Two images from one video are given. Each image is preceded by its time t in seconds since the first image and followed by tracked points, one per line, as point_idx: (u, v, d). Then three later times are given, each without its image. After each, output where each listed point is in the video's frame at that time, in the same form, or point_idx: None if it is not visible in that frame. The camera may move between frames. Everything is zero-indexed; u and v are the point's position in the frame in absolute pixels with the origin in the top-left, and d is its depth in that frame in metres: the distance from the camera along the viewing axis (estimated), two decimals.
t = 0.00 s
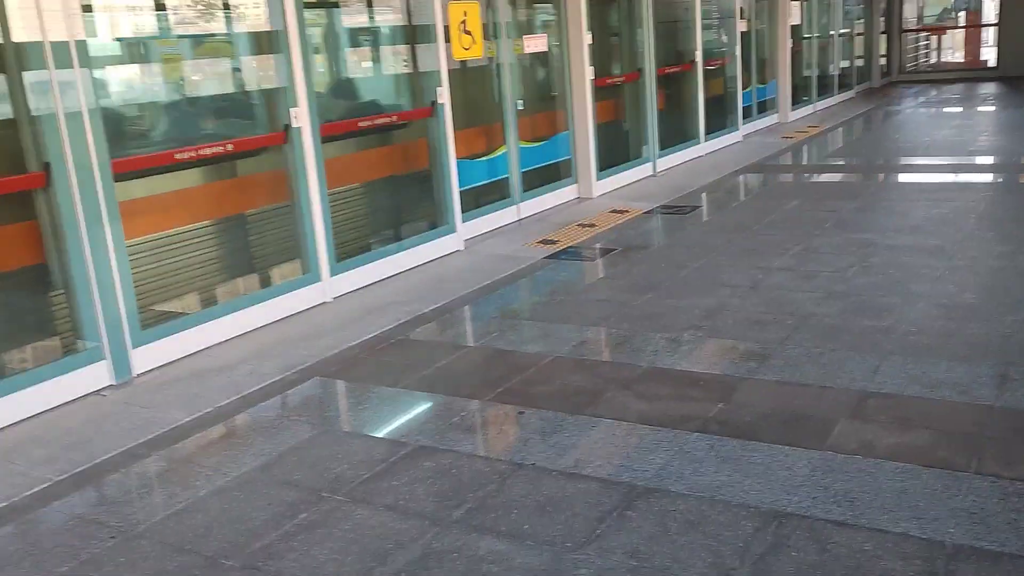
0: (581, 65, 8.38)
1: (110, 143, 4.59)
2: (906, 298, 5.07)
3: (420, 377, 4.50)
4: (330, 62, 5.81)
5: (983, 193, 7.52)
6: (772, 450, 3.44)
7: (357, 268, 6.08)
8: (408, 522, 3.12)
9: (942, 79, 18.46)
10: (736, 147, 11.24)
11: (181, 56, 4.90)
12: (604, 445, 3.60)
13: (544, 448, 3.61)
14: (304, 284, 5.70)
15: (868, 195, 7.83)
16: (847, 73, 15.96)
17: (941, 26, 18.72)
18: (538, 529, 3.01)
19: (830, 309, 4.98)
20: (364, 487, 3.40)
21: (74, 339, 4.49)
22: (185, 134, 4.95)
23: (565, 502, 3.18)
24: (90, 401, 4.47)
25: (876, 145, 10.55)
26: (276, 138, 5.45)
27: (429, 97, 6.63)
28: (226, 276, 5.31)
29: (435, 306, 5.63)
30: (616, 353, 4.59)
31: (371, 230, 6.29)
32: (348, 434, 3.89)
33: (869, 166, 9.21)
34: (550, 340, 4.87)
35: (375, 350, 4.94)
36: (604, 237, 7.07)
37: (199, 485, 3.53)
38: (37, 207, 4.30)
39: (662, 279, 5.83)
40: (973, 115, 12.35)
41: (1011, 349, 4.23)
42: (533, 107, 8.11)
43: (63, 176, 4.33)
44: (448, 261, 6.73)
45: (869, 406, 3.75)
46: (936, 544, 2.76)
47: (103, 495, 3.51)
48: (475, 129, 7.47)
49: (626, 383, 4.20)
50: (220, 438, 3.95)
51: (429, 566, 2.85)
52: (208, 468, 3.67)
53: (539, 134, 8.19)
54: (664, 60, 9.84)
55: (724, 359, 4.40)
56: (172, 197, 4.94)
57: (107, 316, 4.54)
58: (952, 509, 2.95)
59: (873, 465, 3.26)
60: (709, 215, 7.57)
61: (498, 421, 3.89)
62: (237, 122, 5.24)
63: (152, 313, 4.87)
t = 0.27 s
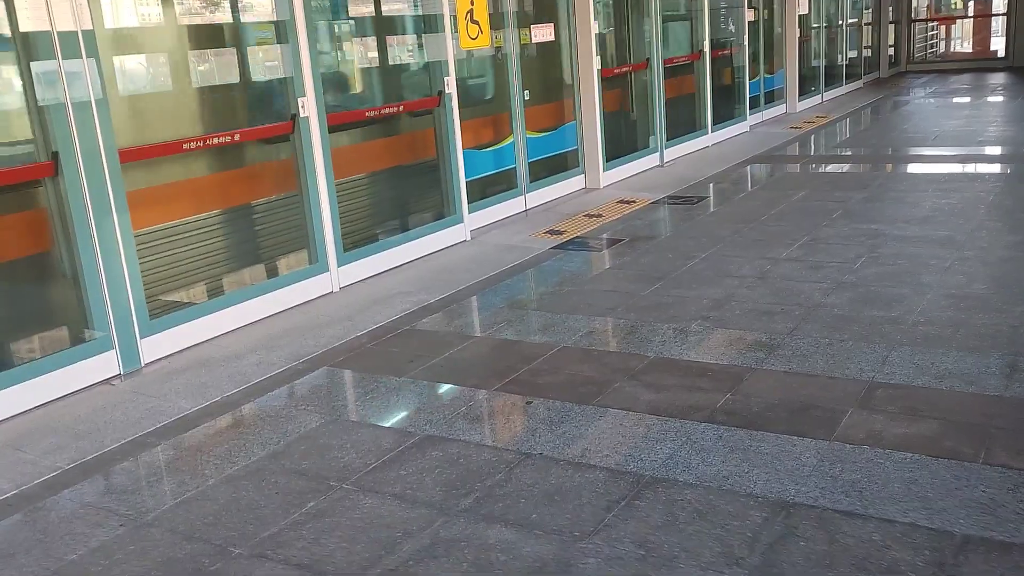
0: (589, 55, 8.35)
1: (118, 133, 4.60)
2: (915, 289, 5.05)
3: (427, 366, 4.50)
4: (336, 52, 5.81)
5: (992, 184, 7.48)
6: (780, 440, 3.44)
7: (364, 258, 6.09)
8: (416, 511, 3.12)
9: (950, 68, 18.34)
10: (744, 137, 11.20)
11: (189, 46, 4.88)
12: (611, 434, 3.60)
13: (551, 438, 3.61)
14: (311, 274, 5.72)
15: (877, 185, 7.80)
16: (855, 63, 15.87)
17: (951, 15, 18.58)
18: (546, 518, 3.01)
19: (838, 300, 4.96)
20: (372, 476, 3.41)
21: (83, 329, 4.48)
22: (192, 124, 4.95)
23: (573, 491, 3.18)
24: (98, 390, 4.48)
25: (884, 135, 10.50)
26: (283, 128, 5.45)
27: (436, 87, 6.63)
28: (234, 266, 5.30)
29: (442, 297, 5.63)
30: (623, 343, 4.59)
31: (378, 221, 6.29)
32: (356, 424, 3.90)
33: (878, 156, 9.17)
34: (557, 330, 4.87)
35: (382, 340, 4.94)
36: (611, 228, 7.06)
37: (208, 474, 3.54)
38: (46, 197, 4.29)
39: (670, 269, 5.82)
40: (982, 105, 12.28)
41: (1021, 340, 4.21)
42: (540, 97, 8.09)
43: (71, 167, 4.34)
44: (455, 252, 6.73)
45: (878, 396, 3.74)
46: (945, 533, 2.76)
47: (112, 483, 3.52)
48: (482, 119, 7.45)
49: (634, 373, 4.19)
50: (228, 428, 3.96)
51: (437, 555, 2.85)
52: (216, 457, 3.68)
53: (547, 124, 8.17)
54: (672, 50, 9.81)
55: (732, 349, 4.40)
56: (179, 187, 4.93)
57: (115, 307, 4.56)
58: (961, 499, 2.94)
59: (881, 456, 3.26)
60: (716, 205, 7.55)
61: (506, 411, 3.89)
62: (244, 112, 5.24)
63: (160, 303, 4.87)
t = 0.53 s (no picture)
0: (597, 47, 8.33)
1: (127, 125, 4.61)
2: (924, 282, 5.03)
3: (435, 358, 4.51)
4: (344, 44, 5.81)
5: (1002, 177, 7.45)
6: (788, 433, 3.44)
7: (371, 250, 6.10)
8: (425, 502, 3.14)
9: (960, 61, 18.23)
10: (752, 130, 11.17)
11: (197, 37, 4.88)
12: (619, 426, 3.60)
13: (560, 429, 3.61)
14: (320, 266, 5.73)
15: (886, 178, 7.77)
16: (864, 56, 15.79)
17: (961, 7, 18.47)
18: (554, 510, 3.02)
19: (847, 293, 4.95)
20: (381, 467, 3.42)
21: (92, 320, 4.50)
22: (201, 116, 4.96)
23: (581, 483, 3.19)
24: (108, 381, 4.50)
25: (893, 128, 10.45)
26: (292, 119, 5.46)
27: (444, 79, 6.62)
28: (242, 258, 5.30)
29: (450, 288, 5.64)
30: (630, 335, 4.59)
31: (385, 212, 6.29)
32: (364, 415, 3.91)
33: (886, 149, 9.13)
34: (565, 322, 4.87)
35: (390, 331, 4.95)
36: (619, 220, 7.05)
37: (217, 464, 3.56)
38: (55, 188, 4.31)
39: (678, 262, 5.81)
40: (992, 98, 12.22)
41: None
42: (548, 89, 8.07)
43: (81, 158, 4.36)
44: (462, 244, 6.74)
45: (886, 389, 3.74)
46: (953, 526, 2.75)
47: (122, 473, 3.54)
48: (490, 111, 7.44)
49: (642, 365, 4.20)
50: (237, 418, 3.98)
51: (446, 545, 2.86)
52: (226, 447, 3.70)
53: (555, 116, 8.16)
54: (680, 42, 9.78)
55: (740, 342, 4.39)
56: (188, 178, 4.94)
57: (124, 298, 4.58)
58: (969, 492, 2.94)
59: (890, 449, 3.25)
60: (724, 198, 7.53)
61: (513, 403, 3.90)
62: (252, 104, 5.24)
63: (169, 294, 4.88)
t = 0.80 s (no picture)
0: (602, 41, 8.31)
1: (133, 119, 4.61)
2: (929, 278, 5.02)
3: (439, 353, 4.52)
4: (350, 39, 5.81)
5: (1009, 173, 7.42)
6: (792, 429, 3.43)
7: (376, 244, 6.10)
8: (428, 496, 3.14)
9: (967, 56, 18.15)
10: (758, 125, 11.14)
11: (203, 32, 4.88)
12: (623, 422, 3.60)
13: (563, 425, 3.62)
14: (324, 260, 5.74)
15: (892, 174, 7.75)
16: (871, 51, 15.72)
17: (969, 2, 18.37)
18: (557, 505, 3.03)
19: (852, 289, 4.94)
20: (384, 461, 3.43)
21: (98, 313, 4.51)
22: (206, 110, 4.96)
23: (584, 478, 3.19)
24: (113, 374, 4.52)
25: (900, 123, 10.42)
26: (297, 114, 5.46)
27: (449, 74, 6.62)
28: (247, 253, 5.31)
29: (454, 283, 5.64)
30: (634, 331, 4.59)
31: (390, 207, 6.29)
32: (368, 409, 3.92)
33: (892, 145, 9.10)
34: (569, 318, 4.87)
35: (394, 326, 4.96)
36: (624, 215, 7.05)
37: (222, 457, 3.57)
38: (61, 182, 4.32)
39: (683, 258, 5.81)
40: (999, 94, 12.16)
41: None
42: (553, 84, 8.05)
43: (87, 152, 4.37)
44: (467, 238, 6.74)
45: (890, 385, 3.73)
46: (956, 523, 2.75)
47: (127, 467, 3.55)
48: (496, 106, 7.44)
49: (645, 360, 4.20)
50: (241, 413, 3.99)
51: (448, 540, 2.87)
52: (230, 441, 3.71)
53: (560, 111, 8.15)
54: (686, 37, 9.75)
55: (744, 338, 4.39)
56: (193, 173, 4.94)
57: (130, 292, 4.60)
58: (973, 489, 2.93)
59: (893, 445, 3.25)
60: (729, 194, 7.52)
61: (517, 398, 3.90)
62: (257, 98, 5.24)
63: (174, 289, 4.89)
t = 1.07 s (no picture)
0: (607, 38, 8.31)
1: (138, 116, 4.62)
2: (933, 276, 5.02)
3: (443, 349, 4.52)
4: (354, 35, 5.81)
5: (1014, 170, 7.40)
6: (795, 426, 3.44)
7: (381, 241, 6.11)
8: (432, 492, 3.15)
9: (974, 53, 18.09)
10: (763, 122, 11.12)
11: (208, 28, 4.89)
12: (626, 419, 3.61)
13: (566, 421, 3.62)
14: (329, 257, 5.75)
15: (897, 171, 7.73)
16: (876, 48, 15.67)
17: None
18: (560, 501, 3.03)
19: (856, 286, 4.94)
20: (388, 457, 3.44)
21: (103, 309, 4.53)
22: (211, 106, 4.96)
23: (587, 474, 3.20)
24: (119, 370, 4.53)
25: (905, 120, 10.40)
26: (302, 111, 5.47)
27: (453, 71, 6.62)
28: (252, 249, 5.33)
29: (459, 280, 5.65)
30: (638, 328, 4.59)
31: (395, 204, 6.30)
32: (372, 405, 3.93)
33: (898, 142, 9.09)
34: (573, 315, 4.88)
35: (399, 322, 4.97)
36: (628, 212, 7.05)
37: (226, 453, 3.58)
38: (67, 178, 4.33)
39: (687, 255, 5.81)
40: (1005, 91, 12.13)
41: None
42: (558, 80, 8.05)
43: (92, 149, 4.38)
44: (472, 235, 6.75)
45: (894, 383, 3.73)
46: (960, 520, 2.75)
47: (132, 462, 3.57)
48: (500, 103, 7.44)
49: (649, 357, 4.20)
50: (245, 409, 4.00)
51: (452, 536, 2.88)
52: (234, 437, 3.72)
53: (564, 108, 8.15)
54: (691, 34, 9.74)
55: (748, 335, 4.39)
56: (199, 170, 4.95)
57: (135, 288, 4.61)
58: (976, 486, 2.93)
59: (897, 442, 3.25)
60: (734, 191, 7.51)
61: (520, 394, 3.91)
62: (262, 95, 5.25)
63: (179, 285, 4.91)
